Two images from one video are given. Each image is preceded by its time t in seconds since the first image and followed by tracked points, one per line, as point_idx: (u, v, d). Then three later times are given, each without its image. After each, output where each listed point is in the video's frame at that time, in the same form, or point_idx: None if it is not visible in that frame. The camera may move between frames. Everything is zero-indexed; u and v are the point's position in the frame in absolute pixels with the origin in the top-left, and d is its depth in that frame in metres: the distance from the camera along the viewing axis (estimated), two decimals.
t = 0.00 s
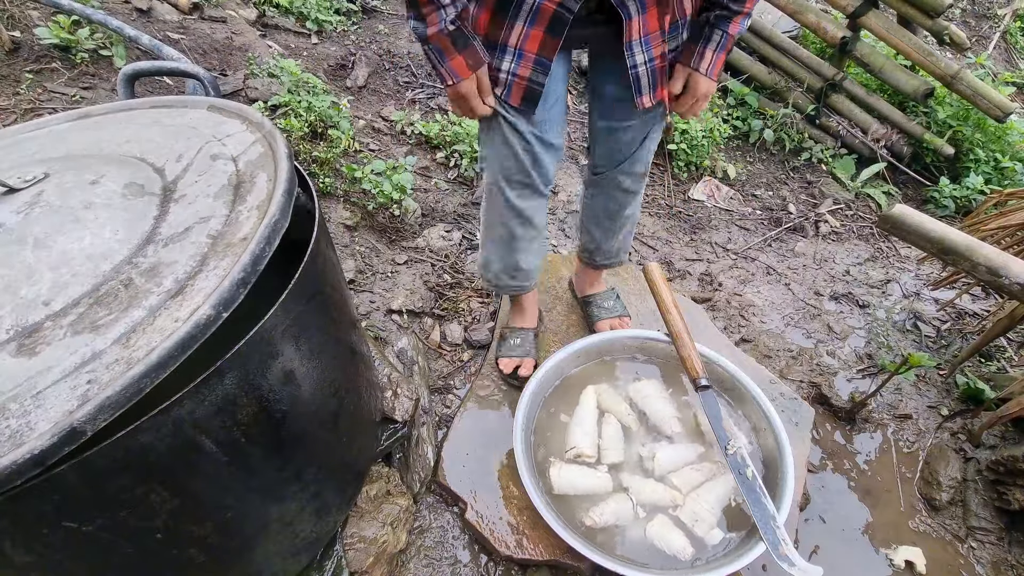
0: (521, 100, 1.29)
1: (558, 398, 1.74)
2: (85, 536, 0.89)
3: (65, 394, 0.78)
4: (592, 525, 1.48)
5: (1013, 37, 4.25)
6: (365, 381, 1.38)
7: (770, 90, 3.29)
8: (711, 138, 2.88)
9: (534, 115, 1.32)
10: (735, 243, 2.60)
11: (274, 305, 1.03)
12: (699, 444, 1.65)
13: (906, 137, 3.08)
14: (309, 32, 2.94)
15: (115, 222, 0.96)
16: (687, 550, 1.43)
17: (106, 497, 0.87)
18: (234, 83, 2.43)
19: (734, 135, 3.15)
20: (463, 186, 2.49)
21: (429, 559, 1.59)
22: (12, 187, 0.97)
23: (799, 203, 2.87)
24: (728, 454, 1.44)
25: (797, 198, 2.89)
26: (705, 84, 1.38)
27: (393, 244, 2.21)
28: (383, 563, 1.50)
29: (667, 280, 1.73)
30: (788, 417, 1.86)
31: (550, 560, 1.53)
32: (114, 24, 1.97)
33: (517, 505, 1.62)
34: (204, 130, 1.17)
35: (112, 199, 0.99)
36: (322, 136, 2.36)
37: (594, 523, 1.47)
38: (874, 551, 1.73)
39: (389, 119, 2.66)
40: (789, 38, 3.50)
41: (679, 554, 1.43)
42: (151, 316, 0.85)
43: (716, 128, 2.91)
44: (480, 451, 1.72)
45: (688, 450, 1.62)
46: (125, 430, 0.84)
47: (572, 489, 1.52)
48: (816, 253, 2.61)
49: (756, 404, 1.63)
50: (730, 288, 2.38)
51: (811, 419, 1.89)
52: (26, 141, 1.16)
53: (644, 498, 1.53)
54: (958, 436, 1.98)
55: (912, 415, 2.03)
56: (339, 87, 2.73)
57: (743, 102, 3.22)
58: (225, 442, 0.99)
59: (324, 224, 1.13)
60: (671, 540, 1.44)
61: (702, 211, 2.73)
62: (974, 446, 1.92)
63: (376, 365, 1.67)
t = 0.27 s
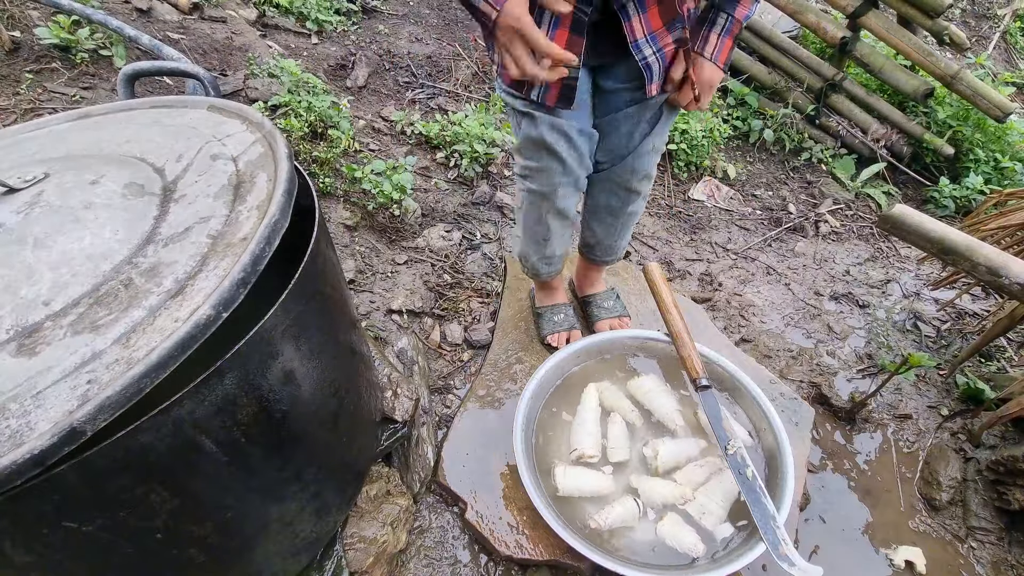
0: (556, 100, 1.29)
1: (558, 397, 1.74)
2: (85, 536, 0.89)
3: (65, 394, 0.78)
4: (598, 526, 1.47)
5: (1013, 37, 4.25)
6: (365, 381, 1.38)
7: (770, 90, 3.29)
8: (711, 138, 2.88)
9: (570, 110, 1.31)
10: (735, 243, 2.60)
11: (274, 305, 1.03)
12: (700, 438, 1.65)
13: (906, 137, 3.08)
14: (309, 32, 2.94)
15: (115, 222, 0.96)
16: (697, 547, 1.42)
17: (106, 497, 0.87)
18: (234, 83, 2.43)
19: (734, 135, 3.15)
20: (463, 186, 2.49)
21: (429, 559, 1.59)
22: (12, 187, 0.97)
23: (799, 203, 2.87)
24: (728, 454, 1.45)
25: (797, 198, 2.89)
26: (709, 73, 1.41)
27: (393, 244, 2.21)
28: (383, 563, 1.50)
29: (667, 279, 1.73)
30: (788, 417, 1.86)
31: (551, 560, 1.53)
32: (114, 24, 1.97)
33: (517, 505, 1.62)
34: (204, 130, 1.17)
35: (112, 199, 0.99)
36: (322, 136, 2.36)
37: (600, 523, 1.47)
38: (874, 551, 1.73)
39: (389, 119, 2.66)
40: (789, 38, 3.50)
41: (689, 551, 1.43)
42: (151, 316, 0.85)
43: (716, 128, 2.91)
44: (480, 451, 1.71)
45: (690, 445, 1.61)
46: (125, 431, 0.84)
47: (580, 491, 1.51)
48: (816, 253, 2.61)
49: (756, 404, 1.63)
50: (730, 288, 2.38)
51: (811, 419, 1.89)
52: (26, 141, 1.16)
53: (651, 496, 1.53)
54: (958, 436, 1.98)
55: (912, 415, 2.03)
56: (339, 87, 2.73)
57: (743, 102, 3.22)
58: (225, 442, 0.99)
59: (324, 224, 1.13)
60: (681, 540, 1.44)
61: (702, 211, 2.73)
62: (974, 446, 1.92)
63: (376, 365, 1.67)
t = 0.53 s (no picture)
0: (568, 150, 1.37)
1: (558, 399, 1.73)
2: (85, 536, 0.89)
3: (65, 394, 0.78)
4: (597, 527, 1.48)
5: (1013, 37, 4.25)
6: (366, 382, 1.38)
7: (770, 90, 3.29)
8: (711, 138, 2.88)
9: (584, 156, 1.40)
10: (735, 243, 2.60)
11: (274, 305, 1.03)
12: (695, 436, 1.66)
13: (906, 137, 3.08)
14: (309, 32, 2.94)
15: (116, 222, 0.96)
16: (696, 548, 1.43)
17: (106, 497, 0.87)
18: (234, 83, 2.43)
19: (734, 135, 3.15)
20: (463, 186, 2.49)
21: (430, 559, 1.59)
22: (12, 187, 0.97)
23: (799, 203, 2.86)
24: (728, 454, 1.45)
25: (797, 198, 2.89)
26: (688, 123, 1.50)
27: (393, 244, 2.21)
28: (383, 563, 1.50)
29: (667, 279, 1.73)
30: (788, 416, 1.86)
31: (551, 560, 1.53)
32: (114, 24, 1.97)
33: (517, 505, 1.62)
34: (204, 130, 1.17)
35: (112, 199, 0.99)
36: (322, 136, 2.36)
37: (598, 524, 1.47)
38: (874, 551, 1.73)
39: (389, 119, 2.66)
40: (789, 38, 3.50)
41: (689, 552, 1.43)
42: (151, 316, 0.85)
43: (716, 128, 2.91)
44: (480, 451, 1.71)
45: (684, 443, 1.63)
46: (125, 431, 0.85)
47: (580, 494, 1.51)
48: (816, 253, 2.61)
49: (756, 404, 1.63)
50: (730, 288, 2.38)
51: (811, 419, 1.89)
52: (26, 141, 1.16)
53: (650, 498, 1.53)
54: (958, 436, 1.98)
55: (912, 415, 2.03)
56: (339, 87, 2.73)
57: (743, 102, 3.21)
58: (225, 442, 0.99)
59: (324, 224, 1.13)
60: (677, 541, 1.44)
61: (702, 211, 2.73)
62: (974, 446, 1.92)
63: (376, 365, 1.67)
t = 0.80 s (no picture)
0: (560, 204, 1.54)
1: (557, 398, 1.73)
2: (85, 536, 0.89)
3: (65, 395, 0.78)
4: (598, 528, 1.48)
5: (1013, 37, 4.25)
6: (366, 382, 1.38)
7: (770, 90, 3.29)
8: (711, 138, 2.88)
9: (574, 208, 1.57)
10: (735, 243, 2.60)
11: (274, 305, 1.03)
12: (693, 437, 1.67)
13: (906, 137, 3.08)
14: (309, 32, 2.94)
15: (116, 222, 0.96)
16: (702, 546, 1.44)
17: (106, 497, 0.87)
18: (234, 83, 2.43)
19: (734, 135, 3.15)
20: (463, 186, 2.49)
21: (430, 559, 1.59)
22: (12, 187, 0.97)
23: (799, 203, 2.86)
24: (728, 454, 1.45)
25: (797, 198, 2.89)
26: (670, 165, 1.67)
27: (393, 244, 2.21)
28: (383, 563, 1.50)
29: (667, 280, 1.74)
30: (788, 417, 1.86)
31: (551, 560, 1.53)
32: (114, 24, 1.97)
33: (517, 505, 1.62)
34: (204, 130, 1.17)
35: (112, 199, 0.99)
36: (322, 136, 2.36)
37: (599, 525, 1.48)
38: (874, 551, 1.73)
39: (389, 119, 2.66)
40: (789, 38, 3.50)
41: (695, 550, 1.44)
42: (151, 316, 0.85)
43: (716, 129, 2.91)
44: (480, 451, 1.71)
45: (682, 446, 1.64)
46: (125, 431, 0.85)
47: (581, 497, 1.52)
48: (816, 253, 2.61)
49: (756, 404, 1.63)
50: (730, 288, 2.38)
51: (811, 419, 1.89)
52: (26, 141, 1.16)
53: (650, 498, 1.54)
54: (958, 436, 1.98)
55: (912, 415, 2.03)
56: (339, 87, 2.73)
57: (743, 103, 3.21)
58: (225, 442, 0.99)
59: (324, 224, 1.14)
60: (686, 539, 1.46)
61: (702, 211, 2.73)
62: (974, 445, 1.92)
63: (376, 365, 1.67)
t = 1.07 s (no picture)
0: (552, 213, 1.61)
1: (558, 399, 1.73)
2: (85, 536, 0.89)
3: (65, 394, 0.78)
4: (604, 532, 1.48)
5: (1013, 37, 4.25)
6: (366, 382, 1.38)
7: (770, 90, 3.29)
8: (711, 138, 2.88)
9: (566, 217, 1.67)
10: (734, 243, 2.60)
11: (274, 305, 1.03)
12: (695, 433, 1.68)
13: (906, 137, 3.08)
14: (309, 32, 2.94)
15: (115, 222, 0.96)
16: (712, 541, 1.45)
17: (106, 497, 0.87)
18: (234, 83, 2.43)
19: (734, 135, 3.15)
20: (463, 186, 2.49)
21: (430, 559, 1.59)
22: (12, 187, 0.97)
23: (799, 203, 2.86)
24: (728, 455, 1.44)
25: (797, 198, 2.89)
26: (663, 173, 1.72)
27: (393, 244, 2.21)
28: (383, 563, 1.50)
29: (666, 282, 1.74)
30: (788, 416, 1.86)
31: (551, 560, 1.53)
32: (114, 24, 1.97)
33: (516, 504, 1.62)
34: (204, 130, 1.17)
35: (112, 199, 0.99)
36: (322, 136, 2.36)
37: (606, 530, 1.47)
38: (874, 551, 1.73)
39: (389, 119, 2.66)
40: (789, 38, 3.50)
41: (704, 546, 1.45)
42: (151, 316, 0.85)
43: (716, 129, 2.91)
44: (480, 451, 1.71)
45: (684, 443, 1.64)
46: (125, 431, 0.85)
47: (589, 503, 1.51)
48: (816, 253, 2.61)
49: (756, 405, 1.63)
50: (730, 288, 2.38)
51: (811, 419, 1.89)
52: (26, 141, 1.16)
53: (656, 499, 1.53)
54: (958, 436, 1.98)
55: (912, 415, 2.03)
56: (339, 87, 2.73)
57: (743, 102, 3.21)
58: (225, 442, 0.99)
59: (324, 224, 1.14)
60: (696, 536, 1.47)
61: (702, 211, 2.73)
62: (974, 445, 1.92)
63: (376, 365, 1.68)
